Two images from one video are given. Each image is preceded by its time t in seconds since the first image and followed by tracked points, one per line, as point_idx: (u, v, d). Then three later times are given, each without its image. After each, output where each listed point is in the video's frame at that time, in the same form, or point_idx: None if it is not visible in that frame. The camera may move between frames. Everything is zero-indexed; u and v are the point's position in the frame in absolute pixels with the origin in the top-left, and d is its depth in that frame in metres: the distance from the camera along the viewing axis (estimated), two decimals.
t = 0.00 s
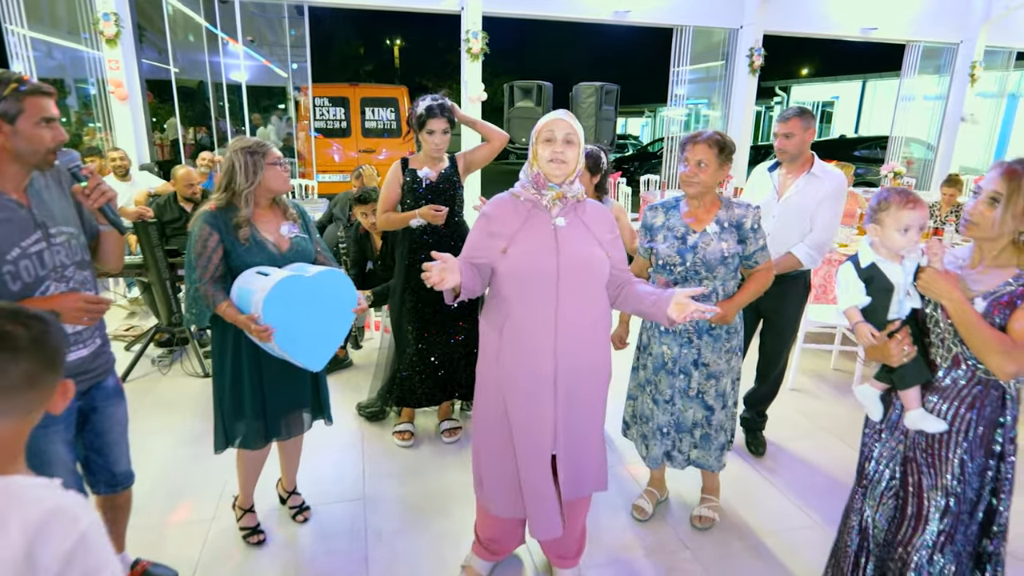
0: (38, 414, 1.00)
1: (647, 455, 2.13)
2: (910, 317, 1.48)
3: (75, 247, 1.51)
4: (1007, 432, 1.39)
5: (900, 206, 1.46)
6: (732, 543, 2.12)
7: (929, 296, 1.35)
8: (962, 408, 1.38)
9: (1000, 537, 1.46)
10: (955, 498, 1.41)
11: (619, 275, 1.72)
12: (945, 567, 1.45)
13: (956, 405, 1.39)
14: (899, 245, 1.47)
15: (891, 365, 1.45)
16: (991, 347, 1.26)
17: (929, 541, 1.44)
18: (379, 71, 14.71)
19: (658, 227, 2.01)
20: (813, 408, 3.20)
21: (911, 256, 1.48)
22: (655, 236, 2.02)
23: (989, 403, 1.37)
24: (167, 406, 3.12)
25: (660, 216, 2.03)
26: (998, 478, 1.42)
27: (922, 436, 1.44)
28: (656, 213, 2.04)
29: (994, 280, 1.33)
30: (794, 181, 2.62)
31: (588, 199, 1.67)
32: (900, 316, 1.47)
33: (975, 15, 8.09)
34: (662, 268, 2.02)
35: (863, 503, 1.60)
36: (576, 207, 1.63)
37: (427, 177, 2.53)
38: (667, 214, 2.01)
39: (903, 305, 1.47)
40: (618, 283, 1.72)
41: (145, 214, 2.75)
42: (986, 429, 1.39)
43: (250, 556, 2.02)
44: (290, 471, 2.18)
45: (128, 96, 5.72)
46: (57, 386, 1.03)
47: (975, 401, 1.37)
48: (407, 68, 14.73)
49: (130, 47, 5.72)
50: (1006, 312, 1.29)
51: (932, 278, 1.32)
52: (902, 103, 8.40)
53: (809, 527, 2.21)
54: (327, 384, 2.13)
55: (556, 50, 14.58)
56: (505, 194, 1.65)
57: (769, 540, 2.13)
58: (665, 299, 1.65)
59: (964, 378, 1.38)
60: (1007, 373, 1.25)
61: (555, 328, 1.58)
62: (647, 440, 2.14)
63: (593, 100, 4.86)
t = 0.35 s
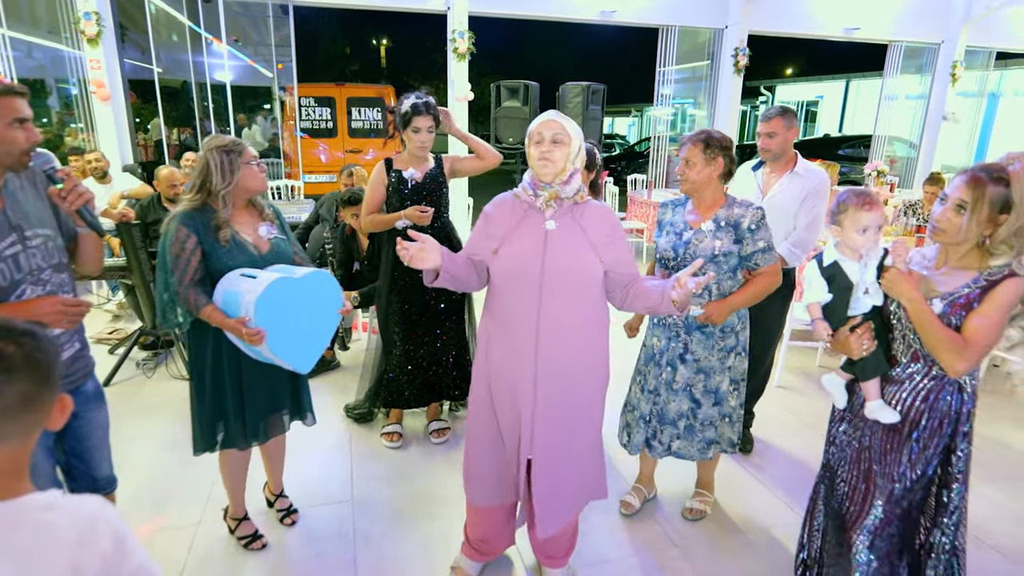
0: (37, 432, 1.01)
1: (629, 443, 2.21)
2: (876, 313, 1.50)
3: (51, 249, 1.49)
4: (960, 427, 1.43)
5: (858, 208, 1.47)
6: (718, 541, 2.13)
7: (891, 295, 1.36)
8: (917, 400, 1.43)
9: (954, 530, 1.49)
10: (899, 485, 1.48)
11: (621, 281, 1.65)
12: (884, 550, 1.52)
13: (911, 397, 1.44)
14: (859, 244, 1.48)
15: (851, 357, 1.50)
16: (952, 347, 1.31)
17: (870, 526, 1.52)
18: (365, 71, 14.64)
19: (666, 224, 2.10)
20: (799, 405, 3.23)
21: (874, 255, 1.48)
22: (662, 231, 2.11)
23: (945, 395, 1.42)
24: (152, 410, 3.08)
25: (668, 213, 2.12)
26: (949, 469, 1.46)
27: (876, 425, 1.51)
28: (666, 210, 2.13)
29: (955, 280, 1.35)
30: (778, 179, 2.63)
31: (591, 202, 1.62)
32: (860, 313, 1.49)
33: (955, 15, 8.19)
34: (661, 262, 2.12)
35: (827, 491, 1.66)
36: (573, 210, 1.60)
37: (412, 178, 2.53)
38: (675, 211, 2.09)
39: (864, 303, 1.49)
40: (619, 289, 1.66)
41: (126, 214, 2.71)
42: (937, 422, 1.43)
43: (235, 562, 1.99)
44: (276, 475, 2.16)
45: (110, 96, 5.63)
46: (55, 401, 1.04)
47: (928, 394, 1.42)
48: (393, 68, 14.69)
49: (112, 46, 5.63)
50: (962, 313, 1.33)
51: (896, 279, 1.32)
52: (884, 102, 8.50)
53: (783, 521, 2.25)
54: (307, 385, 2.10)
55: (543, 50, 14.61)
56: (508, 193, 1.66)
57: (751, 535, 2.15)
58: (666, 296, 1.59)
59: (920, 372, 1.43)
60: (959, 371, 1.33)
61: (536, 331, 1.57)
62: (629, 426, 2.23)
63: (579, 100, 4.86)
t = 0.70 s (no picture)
0: (22, 441, 1.00)
1: (628, 432, 2.26)
2: (858, 304, 1.49)
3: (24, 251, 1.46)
4: (941, 417, 1.45)
5: (836, 194, 1.49)
6: (707, 540, 2.12)
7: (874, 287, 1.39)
8: (899, 391, 1.46)
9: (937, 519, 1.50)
10: (884, 474, 1.49)
11: (611, 283, 1.59)
12: (874, 540, 1.52)
13: (891, 387, 1.47)
14: (841, 231, 1.49)
15: (834, 349, 1.52)
16: (930, 338, 1.33)
17: (858, 514, 1.52)
18: (353, 70, 14.62)
19: (670, 222, 2.13)
20: (787, 403, 3.24)
21: (857, 240, 1.46)
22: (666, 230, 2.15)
23: (924, 386, 1.44)
24: (136, 414, 3.05)
25: (675, 213, 2.14)
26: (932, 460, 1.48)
27: (858, 415, 1.53)
28: (673, 210, 2.16)
29: (936, 273, 1.37)
30: (764, 178, 2.65)
31: (579, 202, 1.61)
32: (843, 303, 1.49)
33: (939, 15, 8.27)
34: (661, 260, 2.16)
35: (812, 481, 1.68)
36: (558, 212, 1.58)
37: (401, 182, 2.50)
38: (680, 210, 2.12)
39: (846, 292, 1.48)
40: (608, 292, 1.61)
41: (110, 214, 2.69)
42: (917, 412, 1.46)
43: (222, 568, 1.97)
44: (264, 478, 2.14)
45: (94, 96, 5.54)
46: (39, 409, 1.03)
47: (908, 385, 1.45)
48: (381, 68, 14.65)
49: (94, 45, 5.54)
50: (942, 305, 1.34)
51: (877, 272, 1.35)
52: (870, 101, 8.58)
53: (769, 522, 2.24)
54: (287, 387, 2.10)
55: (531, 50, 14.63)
56: (500, 194, 1.69)
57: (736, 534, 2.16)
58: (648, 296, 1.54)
59: (901, 364, 1.46)
60: (938, 362, 1.34)
61: (513, 330, 1.58)
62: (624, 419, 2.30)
63: (568, 100, 4.86)
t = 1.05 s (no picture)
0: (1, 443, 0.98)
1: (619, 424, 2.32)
2: (844, 302, 1.51)
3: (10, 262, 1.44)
4: (924, 417, 1.46)
5: (834, 194, 1.51)
6: (697, 540, 2.12)
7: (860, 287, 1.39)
8: (881, 391, 1.46)
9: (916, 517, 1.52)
10: (868, 474, 1.49)
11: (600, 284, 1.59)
12: (855, 540, 1.53)
13: (874, 388, 1.47)
14: (835, 230, 1.51)
15: (818, 346, 1.53)
16: (911, 337, 1.33)
17: (842, 514, 1.52)
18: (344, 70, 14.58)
19: (653, 216, 2.15)
20: (778, 402, 3.25)
21: (849, 240, 1.48)
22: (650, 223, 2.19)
23: (906, 387, 1.45)
24: (124, 417, 3.02)
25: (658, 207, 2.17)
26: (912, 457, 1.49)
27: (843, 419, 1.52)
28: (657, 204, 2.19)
29: (921, 273, 1.37)
30: (753, 178, 2.66)
31: (569, 202, 1.60)
32: (828, 300, 1.51)
33: (927, 15, 8.33)
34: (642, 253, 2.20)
35: (796, 480, 1.69)
36: (547, 212, 1.57)
37: (394, 184, 2.50)
38: (661, 205, 2.15)
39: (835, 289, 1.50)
40: (597, 293, 1.60)
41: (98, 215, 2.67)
42: (900, 413, 1.46)
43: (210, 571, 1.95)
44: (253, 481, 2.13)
45: (80, 96, 5.48)
46: (16, 411, 1.00)
47: (891, 385, 1.45)
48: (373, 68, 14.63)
49: (81, 44, 5.48)
50: (926, 305, 1.35)
51: (864, 271, 1.35)
52: (859, 101, 8.64)
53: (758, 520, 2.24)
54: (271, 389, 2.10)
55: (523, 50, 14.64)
56: (489, 195, 1.69)
57: (728, 532, 2.16)
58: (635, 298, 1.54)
59: (884, 364, 1.46)
60: (920, 361, 1.34)
61: (501, 332, 1.58)
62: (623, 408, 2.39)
63: (558, 99, 4.87)
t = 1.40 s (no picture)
0: None
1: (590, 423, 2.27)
2: (851, 300, 1.52)
3: None
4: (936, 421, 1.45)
5: (825, 190, 1.57)
6: (693, 542, 2.12)
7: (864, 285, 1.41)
8: (883, 394, 1.46)
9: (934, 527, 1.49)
10: (876, 477, 1.49)
11: (595, 285, 1.59)
12: (864, 544, 1.52)
13: (878, 393, 1.47)
14: (834, 228, 1.56)
15: (822, 346, 1.55)
16: (910, 338, 1.34)
17: (852, 515, 1.53)
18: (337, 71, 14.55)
19: (625, 217, 2.14)
20: (771, 400, 3.27)
21: (849, 236, 1.54)
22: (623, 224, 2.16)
23: (909, 392, 1.44)
24: (116, 419, 3.00)
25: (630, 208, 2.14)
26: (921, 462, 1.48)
27: (848, 419, 1.54)
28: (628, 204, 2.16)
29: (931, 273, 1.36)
30: (744, 176, 2.67)
31: (563, 202, 1.60)
32: (831, 299, 1.54)
33: (918, 14, 8.37)
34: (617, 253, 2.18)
35: (801, 481, 1.69)
36: (541, 212, 1.57)
37: (388, 180, 2.50)
38: (634, 206, 2.13)
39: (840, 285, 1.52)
40: (591, 293, 1.61)
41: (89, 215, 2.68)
42: (905, 416, 1.45)
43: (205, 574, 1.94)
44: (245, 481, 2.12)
45: (71, 96, 5.43)
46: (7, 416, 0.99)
47: (895, 389, 1.45)
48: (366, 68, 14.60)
49: (71, 44, 5.43)
50: (930, 307, 1.34)
51: (869, 269, 1.37)
52: (851, 100, 8.69)
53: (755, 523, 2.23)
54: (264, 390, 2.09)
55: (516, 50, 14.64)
56: (482, 196, 1.68)
57: (724, 534, 2.16)
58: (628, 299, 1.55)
59: (887, 367, 1.46)
60: (917, 364, 1.35)
61: (495, 334, 1.57)
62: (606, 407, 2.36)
63: (552, 99, 4.87)
